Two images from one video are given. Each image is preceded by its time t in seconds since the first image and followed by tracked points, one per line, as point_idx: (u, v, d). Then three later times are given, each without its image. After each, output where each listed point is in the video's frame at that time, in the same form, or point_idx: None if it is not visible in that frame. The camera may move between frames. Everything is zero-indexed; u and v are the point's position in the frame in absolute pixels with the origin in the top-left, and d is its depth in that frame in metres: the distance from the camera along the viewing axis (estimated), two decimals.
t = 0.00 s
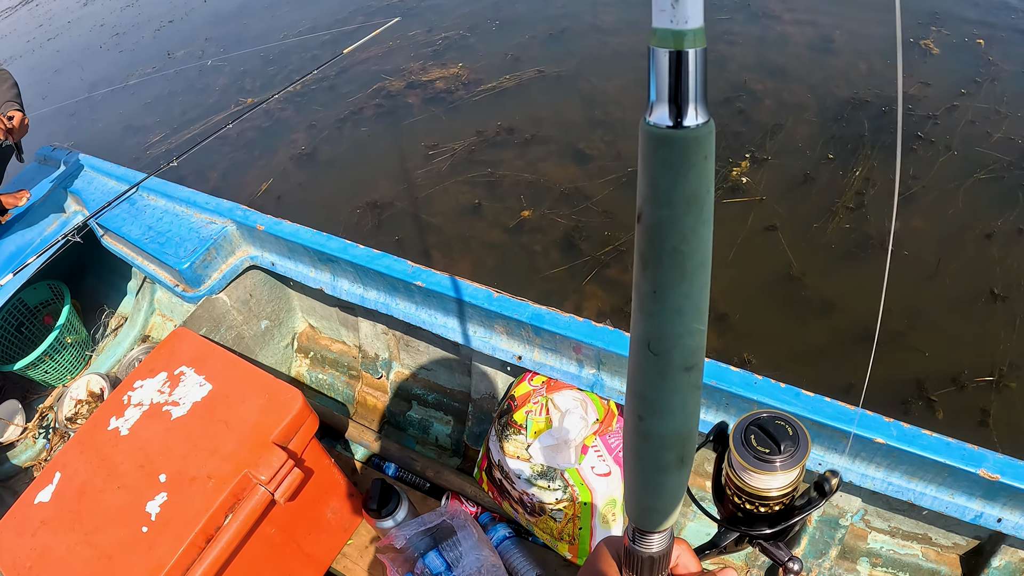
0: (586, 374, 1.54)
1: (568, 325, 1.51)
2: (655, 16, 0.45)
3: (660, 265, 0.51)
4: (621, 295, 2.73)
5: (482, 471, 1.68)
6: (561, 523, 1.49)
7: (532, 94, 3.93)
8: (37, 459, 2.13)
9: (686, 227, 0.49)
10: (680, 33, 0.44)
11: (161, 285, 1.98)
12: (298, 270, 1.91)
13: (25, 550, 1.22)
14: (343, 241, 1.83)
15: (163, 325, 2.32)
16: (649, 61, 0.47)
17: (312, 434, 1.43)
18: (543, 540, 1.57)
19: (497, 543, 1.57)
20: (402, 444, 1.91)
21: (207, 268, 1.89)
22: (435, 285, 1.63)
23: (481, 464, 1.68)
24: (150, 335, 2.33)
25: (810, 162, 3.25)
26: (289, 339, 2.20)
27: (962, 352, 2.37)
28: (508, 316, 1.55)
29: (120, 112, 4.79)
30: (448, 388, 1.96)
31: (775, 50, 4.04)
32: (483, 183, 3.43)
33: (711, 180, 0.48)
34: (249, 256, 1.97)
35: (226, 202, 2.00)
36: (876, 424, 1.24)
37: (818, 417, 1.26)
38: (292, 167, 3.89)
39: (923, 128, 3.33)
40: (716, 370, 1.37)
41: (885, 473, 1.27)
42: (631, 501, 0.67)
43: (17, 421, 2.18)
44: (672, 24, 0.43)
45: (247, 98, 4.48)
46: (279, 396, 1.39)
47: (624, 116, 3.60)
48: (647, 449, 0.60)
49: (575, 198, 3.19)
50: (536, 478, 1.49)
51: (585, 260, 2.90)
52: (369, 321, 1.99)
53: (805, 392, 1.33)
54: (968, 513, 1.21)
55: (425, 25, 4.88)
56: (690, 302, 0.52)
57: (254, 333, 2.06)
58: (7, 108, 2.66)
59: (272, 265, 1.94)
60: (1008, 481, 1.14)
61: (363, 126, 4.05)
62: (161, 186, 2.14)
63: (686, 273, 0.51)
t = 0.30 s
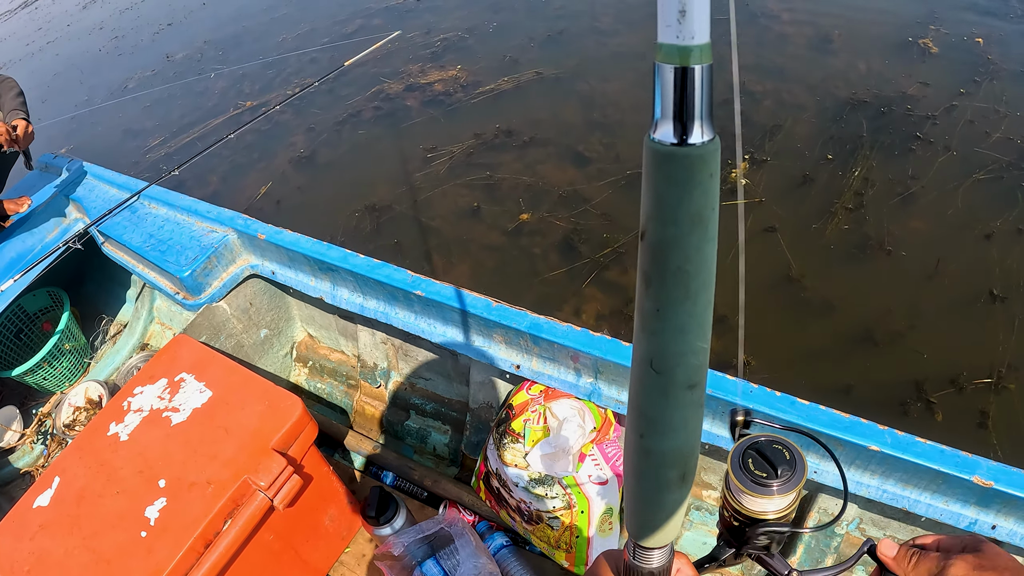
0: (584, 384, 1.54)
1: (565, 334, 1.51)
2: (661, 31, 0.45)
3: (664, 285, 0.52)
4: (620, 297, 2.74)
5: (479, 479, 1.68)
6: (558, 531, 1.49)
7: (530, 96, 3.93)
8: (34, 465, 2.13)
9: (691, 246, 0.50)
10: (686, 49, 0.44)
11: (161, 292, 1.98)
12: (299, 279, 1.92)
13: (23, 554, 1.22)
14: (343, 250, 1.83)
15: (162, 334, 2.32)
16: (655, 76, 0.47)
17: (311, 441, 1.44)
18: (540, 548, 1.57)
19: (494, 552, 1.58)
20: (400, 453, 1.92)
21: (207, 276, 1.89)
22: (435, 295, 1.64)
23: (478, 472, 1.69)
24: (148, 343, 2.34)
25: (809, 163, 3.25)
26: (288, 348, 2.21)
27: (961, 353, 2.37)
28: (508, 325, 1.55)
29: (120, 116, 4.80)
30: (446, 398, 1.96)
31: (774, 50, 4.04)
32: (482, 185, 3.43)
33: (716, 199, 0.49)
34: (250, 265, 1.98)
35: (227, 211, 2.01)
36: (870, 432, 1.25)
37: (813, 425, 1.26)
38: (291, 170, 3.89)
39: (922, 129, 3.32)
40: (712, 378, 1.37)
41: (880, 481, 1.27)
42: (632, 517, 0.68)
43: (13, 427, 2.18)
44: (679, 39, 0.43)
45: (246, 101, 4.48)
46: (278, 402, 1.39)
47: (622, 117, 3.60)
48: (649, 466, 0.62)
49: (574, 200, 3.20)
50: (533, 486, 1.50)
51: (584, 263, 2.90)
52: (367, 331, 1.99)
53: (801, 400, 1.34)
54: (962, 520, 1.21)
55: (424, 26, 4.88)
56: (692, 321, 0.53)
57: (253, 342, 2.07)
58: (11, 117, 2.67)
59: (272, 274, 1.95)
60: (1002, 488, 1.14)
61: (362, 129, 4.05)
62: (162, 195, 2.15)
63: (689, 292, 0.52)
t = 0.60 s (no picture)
0: (585, 389, 1.54)
1: (568, 340, 1.51)
2: (708, 32, 0.45)
3: (699, 299, 0.52)
4: (621, 299, 2.73)
5: (480, 485, 1.69)
6: (560, 536, 1.51)
7: (531, 97, 3.93)
8: (33, 470, 2.14)
9: (727, 258, 0.50)
10: (733, 51, 0.44)
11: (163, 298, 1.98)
12: (301, 285, 1.91)
13: (23, 557, 1.22)
14: (346, 256, 1.83)
15: (163, 340, 2.33)
16: (699, 79, 0.47)
17: (314, 445, 1.43)
18: (541, 554, 1.58)
19: (495, 557, 1.59)
20: (400, 459, 1.92)
21: (211, 281, 1.90)
22: (438, 301, 1.64)
23: (479, 479, 1.70)
24: (149, 349, 2.34)
25: (810, 163, 3.24)
26: (289, 354, 2.21)
27: (963, 353, 2.37)
28: (510, 331, 1.55)
29: (120, 119, 4.80)
30: (447, 405, 1.96)
31: (775, 50, 4.03)
32: (483, 187, 3.43)
33: (755, 212, 0.49)
34: (252, 270, 1.98)
35: (230, 217, 2.01)
36: (871, 436, 1.24)
37: (813, 429, 1.26)
38: (292, 173, 3.89)
39: (923, 128, 3.32)
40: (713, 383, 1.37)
41: (880, 485, 1.27)
42: (649, 530, 0.69)
43: (13, 431, 2.16)
44: (726, 41, 0.44)
45: (246, 104, 4.48)
46: (282, 407, 1.39)
47: (623, 119, 3.60)
48: (672, 480, 0.63)
49: (575, 202, 3.19)
50: (535, 491, 1.50)
51: (585, 264, 2.90)
52: (370, 337, 1.99)
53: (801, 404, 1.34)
54: (962, 523, 1.21)
55: (423, 28, 4.88)
56: (724, 336, 0.54)
57: (254, 348, 2.06)
58: (20, 119, 2.68)
59: (274, 280, 1.95)
60: (1001, 491, 1.14)
61: (363, 131, 4.05)
62: (166, 201, 2.16)
63: (722, 306, 0.53)
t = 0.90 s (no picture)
0: (585, 388, 1.55)
1: (567, 339, 1.52)
2: (671, 28, 0.46)
3: (672, 278, 0.52)
4: (621, 299, 2.74)
5: (481, 485, 1.70)
6: (560, 535, 1.50)
7: (530, 98, 3.94)
8: (35, 472, 2.14)
9: (698, 239, 0.51)
10: (695, 45, 0.45)
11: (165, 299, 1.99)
12: (302, 286, 1.92)
13: (27, 558, 1.22)
14: (346, 257, 1.84)
15: (165, 342, 2.34)
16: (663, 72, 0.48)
17: (315, 445, 1.44)
18: (542, 553, 1.58)
19: (496, 556, 1.57)
20: (401, 459, 1.91)
21: (212, 283, 1.91)
22: (438, 301, 1.64)
23: (480, 479, 1.70)
24: (151, 351, 2.34)
25: (809, 163, 3.25)
26: (290, 355, 2.21)
27: (963, 352, 2.37)
28: (509, 330, 1.56)
29: (119, 122, 4.80)
30: (448, 405, 1.97)
31: (773, 50, 4.03)
32: (483, 188, 3.44)
33: (724, 194, 0.50)
34: (253, 272, 1.99)
35: (231, 218, 2.02)
36: (868, 433, 1.25)
37: (812, 426, 1.26)
38: (292, 175, 3.89)
39: (922, 126, 3.32)
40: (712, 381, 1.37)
41: (879, 482, 1.27)
42: (637, 515, 0.68)
43: (15, 434, 2.18)
44: (688, 35, 0.44)
45: (246, 107, 4.49)
46: (283, 407, 1.39)
47: (621, 119, 3.60)
48: (655, 462, 0.62)
49: (574, 202, 3.20)
50: (535, 489, 1.50)
51: (584, 265, 2.91)
52: (370, 338, 2.00)
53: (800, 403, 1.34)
54: (961, 520, 1.21)
55: (422, 30, 4.89)
56: (700, 315, 0.54)
57: (256, 349, 2.06)
58: (26, 121, 2.70)
59: (275, 281, 1.95)
60: (1000, 487, 1.14)
61: (362, 133, 4.05)
62: (167, 203, 2.16)
63: (697, 285, 0.53)
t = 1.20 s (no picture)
0: (585, 382, 1.56)
1: (567, 333, 1.53)
2: (662, 21, 0.46)
3: (666, 274, 0.52)
4: (621, 299, 2.74)
5: (484, 480, 1.69)
6: (562, 529, 1.49)
7: (529, 99, 3.94)
8: (39, 471, 2.15)
9: (692, 234, 0.51)
10: (685, 38, 0.45)
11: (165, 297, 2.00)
12: (302, 283, 1.93)
13: (30, 557, 1.22)
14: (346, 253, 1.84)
15: (167, 340, 2.33)
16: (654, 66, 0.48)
17: (316, 442, 1.44)
18: (544, 548, 1.57)
19: (499, 551, 1.58)
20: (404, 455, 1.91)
21: (212, 280, 1.92)
22: (438, 296, 1.65)
23: (483, 474, 1.69)
24: (154, 349, 2.34)
25: (808, 161, 3.25)
26: (292, 353, 2.23)
27: (963, 350, 2.37)
28: (509, 325, 1.57)
29: (120, 124, 4.81)
30: (450, 400, 1.99)
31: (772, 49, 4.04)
32: (482, 189, 3.44)
33: (716, 189, 0.50)
34: (254, 269, 2.00)
35: (231, 216, 2.02)
36: (870, 425, 1.25)
37: (813, 419, 1.26)
38: (292, 177, 3.90)
39: (921, 125, 3.33)
40: (712, 374, 1.37)
41: (880, 474, 1.27)
42: (636, 512, 0.68)
43: (19, 433, 2.20)
44: (679, 28, 0.45)
45: (246, 109, 4.50)
46: (283, 405, 1.40)
47: (621, 120, 3.61)
48: (652, 459, 0.62)
49: (574, 203, 3.20)
50: (537, 485, 1.51)
51: (584, 264, 2.91)
52: (371, 334, 2.02)
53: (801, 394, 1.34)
54: (964, 512, 1.21)
55: (421, 31, 4.90)
56: (695, 310, 0.54)
57: (257, 346, 2.07)
58: (26, 121, 2.69)
59: (276, 278, 1.96)
60: (1001, 479, 1.15)
61: (362, 134, 4.06)
62: (167, 201, 2.16)
63: (691, 281, 0.53)
